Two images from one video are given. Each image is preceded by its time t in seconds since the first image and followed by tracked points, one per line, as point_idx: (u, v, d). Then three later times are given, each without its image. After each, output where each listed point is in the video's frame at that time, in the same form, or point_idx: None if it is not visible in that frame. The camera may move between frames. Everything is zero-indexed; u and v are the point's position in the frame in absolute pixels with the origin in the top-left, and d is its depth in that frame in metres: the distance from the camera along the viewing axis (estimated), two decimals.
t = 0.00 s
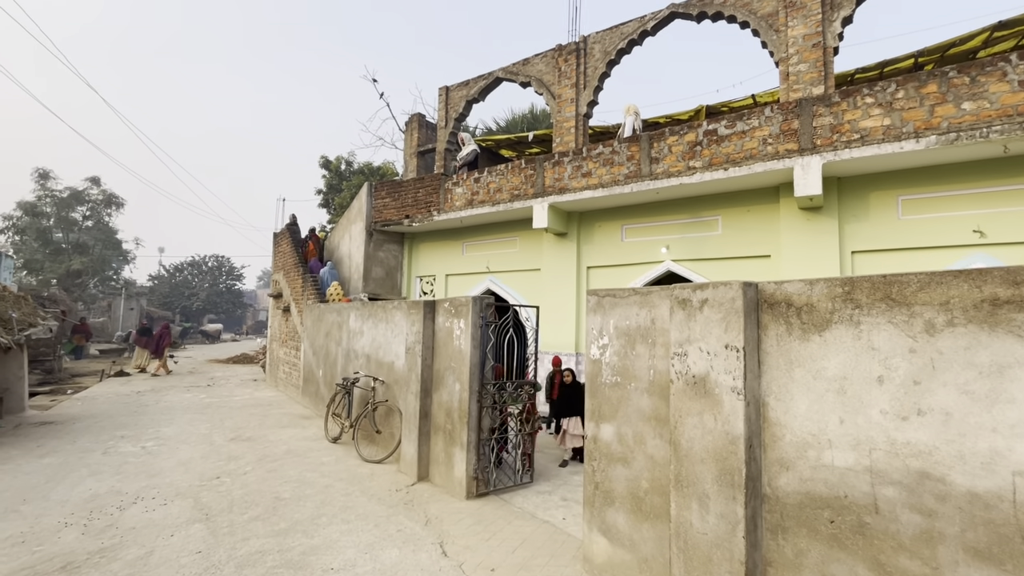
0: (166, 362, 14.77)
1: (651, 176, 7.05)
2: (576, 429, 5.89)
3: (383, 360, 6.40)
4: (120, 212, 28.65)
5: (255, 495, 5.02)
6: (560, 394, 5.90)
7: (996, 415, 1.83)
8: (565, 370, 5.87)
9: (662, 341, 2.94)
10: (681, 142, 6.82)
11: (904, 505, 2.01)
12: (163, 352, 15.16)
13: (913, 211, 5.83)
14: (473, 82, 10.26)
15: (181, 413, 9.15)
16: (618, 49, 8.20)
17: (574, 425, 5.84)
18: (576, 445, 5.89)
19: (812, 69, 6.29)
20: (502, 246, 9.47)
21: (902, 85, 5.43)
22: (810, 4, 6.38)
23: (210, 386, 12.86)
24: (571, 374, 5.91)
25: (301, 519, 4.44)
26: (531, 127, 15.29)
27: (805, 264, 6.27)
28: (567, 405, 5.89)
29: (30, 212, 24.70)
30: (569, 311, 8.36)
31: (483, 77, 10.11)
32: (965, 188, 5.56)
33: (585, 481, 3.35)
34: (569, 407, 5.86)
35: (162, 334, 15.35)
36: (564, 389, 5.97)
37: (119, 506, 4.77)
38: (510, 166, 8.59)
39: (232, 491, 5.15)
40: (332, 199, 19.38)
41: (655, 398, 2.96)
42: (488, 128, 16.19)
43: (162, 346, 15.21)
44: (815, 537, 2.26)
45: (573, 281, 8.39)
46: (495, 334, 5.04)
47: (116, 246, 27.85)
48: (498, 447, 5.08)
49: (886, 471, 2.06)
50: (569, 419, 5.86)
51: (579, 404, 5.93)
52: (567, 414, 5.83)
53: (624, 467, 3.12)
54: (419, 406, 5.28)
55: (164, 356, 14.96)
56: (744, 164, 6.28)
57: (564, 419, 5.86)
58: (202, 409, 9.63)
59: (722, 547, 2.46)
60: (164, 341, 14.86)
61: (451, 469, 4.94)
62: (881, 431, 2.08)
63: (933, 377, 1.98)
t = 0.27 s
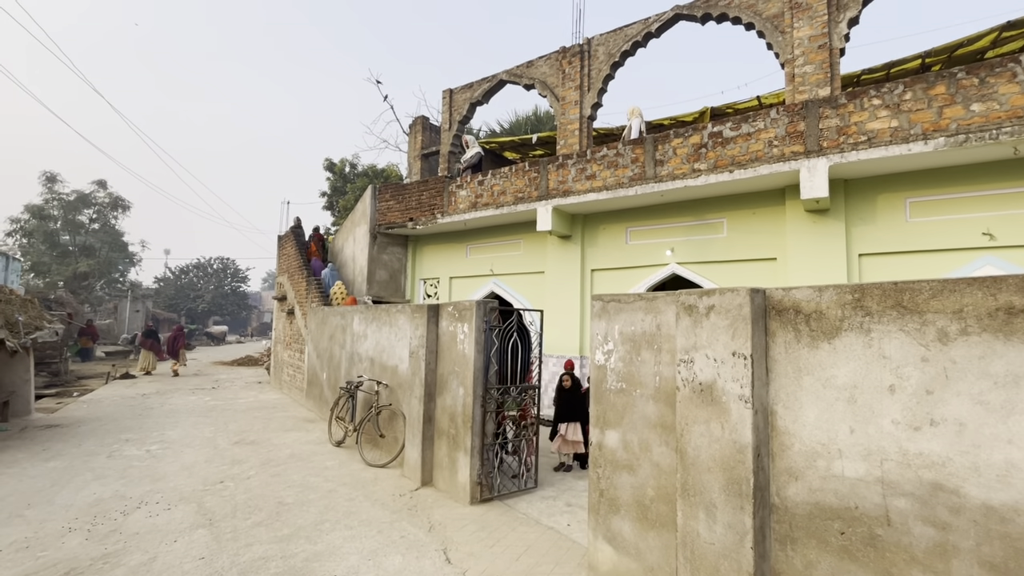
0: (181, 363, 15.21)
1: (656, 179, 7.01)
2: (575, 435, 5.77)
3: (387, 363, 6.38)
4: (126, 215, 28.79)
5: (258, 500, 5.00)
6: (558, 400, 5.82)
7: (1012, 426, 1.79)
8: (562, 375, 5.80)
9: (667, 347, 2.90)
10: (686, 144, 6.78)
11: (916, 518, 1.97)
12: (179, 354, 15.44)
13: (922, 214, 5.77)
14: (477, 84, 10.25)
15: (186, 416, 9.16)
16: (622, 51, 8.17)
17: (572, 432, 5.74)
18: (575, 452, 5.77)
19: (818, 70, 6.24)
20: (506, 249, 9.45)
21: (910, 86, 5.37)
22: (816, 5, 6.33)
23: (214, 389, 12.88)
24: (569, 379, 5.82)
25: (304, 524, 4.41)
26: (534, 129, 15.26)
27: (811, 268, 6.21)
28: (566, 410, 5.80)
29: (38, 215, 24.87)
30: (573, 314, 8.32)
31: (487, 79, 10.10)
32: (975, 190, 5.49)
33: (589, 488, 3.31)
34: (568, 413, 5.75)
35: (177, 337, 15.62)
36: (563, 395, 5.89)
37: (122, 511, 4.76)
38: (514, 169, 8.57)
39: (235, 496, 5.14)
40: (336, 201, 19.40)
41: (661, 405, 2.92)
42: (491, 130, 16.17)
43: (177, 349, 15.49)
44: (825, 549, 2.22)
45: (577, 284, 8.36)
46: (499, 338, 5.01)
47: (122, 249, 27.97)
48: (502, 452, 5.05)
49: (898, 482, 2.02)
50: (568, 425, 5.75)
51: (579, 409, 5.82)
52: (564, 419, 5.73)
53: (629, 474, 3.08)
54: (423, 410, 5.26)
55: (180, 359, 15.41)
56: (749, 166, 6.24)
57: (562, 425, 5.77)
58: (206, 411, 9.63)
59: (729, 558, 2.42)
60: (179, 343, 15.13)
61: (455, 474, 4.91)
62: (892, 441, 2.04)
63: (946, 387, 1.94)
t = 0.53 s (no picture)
0: (194, 364, 15.55)
1: (658, 180, 6.97)
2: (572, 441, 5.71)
3: (388, 366, 6.35)
4: (129, 217, 28.83)
5: (258, 505, 4.97)
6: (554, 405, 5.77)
7: None
8: (556, 380, 5.76)
9: (671, 353, 2.87)
10: (688, 145, 6.74)
11: (925, 529, 1.93)
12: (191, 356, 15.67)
13: (927, 216, 5.72)
14: (478, 86, 10.22)
15: (187, 419, 9.14)
16: (624, 52, 8.14)
17: (568, 438, 5.68)
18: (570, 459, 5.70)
19: (821, 71, 6.20)
20: (508, 251, 9.42)
21: (915, 87, 5.33)
22: (820, 5, 6.29)
23: (216, 391, 12.86)
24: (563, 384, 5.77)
25: (304, 530, 4.38)
26: (536, 131, 15.23)
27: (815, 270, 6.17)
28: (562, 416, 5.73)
29: (41, 217, 24.92)
30: (575, 316, 8.28)
31: (488, 81, 10.08)
32: (980, 193, 5.44)
33: (592, 495, 3.27)
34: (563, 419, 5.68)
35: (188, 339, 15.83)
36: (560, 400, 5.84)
37: (122, 516, 4.73)
38: (515, 171, 8.54)
39: (235, 500, 5.11)
40: (338, 203, 19.38)
41: (664, 411, 2.88)
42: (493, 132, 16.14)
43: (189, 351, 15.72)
44: (831, 559, 2.17)
45: (579, 286, 8.32)
46: (501, 341, 4.98)
47: (124, 251, 28.00)
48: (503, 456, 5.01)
49: (906, 492, 1.98)
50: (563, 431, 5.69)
51: (574, 415, 5.74)
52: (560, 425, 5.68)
53: (632, 480, 3.04)
54: (424, 414, 5.22)
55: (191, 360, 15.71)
56: (752, 168, 6.20)
57: (559, 431, 5.72)
58: (207, 414, 9.61)
59: (734, 568, 2.38)
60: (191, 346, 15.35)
61: (456, 479, 4.88)
62: (901, 451, 2.00)
63: (956, 396, 1.90)
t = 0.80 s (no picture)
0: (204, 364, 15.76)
1: (659, 182, 6.97)
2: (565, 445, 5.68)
3: (389, 369, 6.34)
4: (129, 218, 28.86)
5: (259, 508, 4.96)
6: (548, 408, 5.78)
7: None
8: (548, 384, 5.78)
9: (674, 357, 2.86)
10: (689, 147, 6.73)
11: (931, 535, 1.92)
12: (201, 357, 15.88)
13: (929, 218, 5.71)
14: (479, 88, 10.22)
15: (188, 421, 9.13)
16: (625, 54, 8.14)
17: (559, 442, 5.65)
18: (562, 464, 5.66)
19: (822, 73, 6.20)
20: (508, 253, 9.42)
21: (916, 89, 5.32)
22: (820, 7, 6.28)
23: (217, 393, 12.86)
24: (555, 387, 5.78)
25: (305, 534, 4.37)
26: (536, 132, 15.24)
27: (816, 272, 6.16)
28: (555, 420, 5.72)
29: (42, 218, 24.97)
30: (576, 318, 8.27)
31: (489, 83, 10.08)
32: (983, 195, 5.43)
33: (594, 499, 3.26)
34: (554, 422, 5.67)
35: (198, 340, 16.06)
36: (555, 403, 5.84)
37: (123, 520, 4.72)
38: (516, 172, 8.53)
39: (236, 503, 5.10)
40: (338, 204, 19.39)
41: (667, 415, 2.87)
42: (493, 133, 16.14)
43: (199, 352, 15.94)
44: (836, 565, 2.16)
45: (580, 288, 8.31)
46: (502, 344, 4.97)
47: (125, 252, 28.02)
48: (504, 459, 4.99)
49: (912, 498, 1.97)
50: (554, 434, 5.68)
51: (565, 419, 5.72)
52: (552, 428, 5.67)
53: (635, 485, 3.03)
54: (425, 416, 5.21)
55: (202, 360, 16.08)
56: (754, 170, 6.19)
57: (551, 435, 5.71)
58: (208, 416, 9.61)
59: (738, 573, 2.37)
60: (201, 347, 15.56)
61: (457, 482, 4.86)
62: (907, 457, 1.99)
63: (962, 402, 1.89)
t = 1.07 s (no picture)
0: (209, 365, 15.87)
1: (659, 185, 6.98)
2: (553, 448, 5.63)
3: (389, 371, 6.34)
4: (128, 219, 28.81)
5: (260, 511, 4.95)
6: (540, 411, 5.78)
7: None
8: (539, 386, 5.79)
9: (677, 360, 2.87)
10: (690, 150, 6.74)
11: (935, 540, 1.93)
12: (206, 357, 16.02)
13: (928, 221, 5.73)
14: (479, 90, 10.23)
15: (187, 422, 9.12)
16: (625, 56, 8.15)
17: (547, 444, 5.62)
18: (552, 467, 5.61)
19: (822, 76, 6.22)
20: (508, 254, 9.43)
21: (916, 93, 5.34)
22: (820, 10, 6.31)
23: (216, 394, 12.84)
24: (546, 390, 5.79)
25: (307, 536, 4.37)
26: (536, 134, 15.25)
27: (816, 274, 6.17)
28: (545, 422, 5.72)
29: (40, 218, 24.95)
30: (576, 320, 8.27)
31: (489, 84, 10.09)
32: (983, 198, 5.45)
33: (597, 502, 3.26)
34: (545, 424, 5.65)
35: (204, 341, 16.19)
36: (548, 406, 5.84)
37: (123, 522, 4.71)
38: (516, 174, 8.54)
39: (236, 506, 5.09)
40: (337, 205, 19.39)
41: (670, 418, 2.88)
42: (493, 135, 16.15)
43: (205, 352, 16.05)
44: (840, 569, 2.17)
45: (580, 290, 8.32)
46: (503, 347, 4.97)
47: (123, 252, 27.98)
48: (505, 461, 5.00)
49: (916, 502, 1.98)
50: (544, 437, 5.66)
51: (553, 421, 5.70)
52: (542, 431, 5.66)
53: (637, 488, 3.03)
54: (426, 418, 5.21)
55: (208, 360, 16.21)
56: (754, 172, 6.21)
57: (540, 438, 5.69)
58: (207, 418, 9.59)
59: None
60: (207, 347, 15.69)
61: (459, 484, 4.86)
62: (911, 461, 2.00)
63: (965, 407, 1.90)
